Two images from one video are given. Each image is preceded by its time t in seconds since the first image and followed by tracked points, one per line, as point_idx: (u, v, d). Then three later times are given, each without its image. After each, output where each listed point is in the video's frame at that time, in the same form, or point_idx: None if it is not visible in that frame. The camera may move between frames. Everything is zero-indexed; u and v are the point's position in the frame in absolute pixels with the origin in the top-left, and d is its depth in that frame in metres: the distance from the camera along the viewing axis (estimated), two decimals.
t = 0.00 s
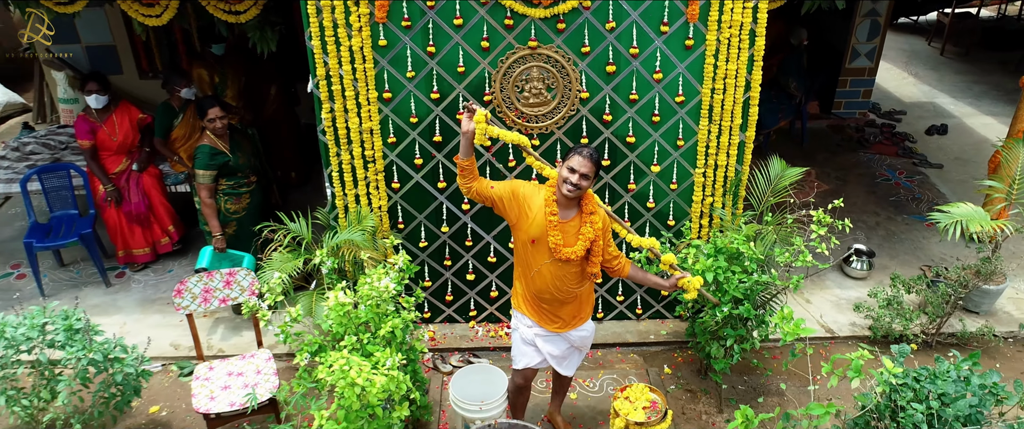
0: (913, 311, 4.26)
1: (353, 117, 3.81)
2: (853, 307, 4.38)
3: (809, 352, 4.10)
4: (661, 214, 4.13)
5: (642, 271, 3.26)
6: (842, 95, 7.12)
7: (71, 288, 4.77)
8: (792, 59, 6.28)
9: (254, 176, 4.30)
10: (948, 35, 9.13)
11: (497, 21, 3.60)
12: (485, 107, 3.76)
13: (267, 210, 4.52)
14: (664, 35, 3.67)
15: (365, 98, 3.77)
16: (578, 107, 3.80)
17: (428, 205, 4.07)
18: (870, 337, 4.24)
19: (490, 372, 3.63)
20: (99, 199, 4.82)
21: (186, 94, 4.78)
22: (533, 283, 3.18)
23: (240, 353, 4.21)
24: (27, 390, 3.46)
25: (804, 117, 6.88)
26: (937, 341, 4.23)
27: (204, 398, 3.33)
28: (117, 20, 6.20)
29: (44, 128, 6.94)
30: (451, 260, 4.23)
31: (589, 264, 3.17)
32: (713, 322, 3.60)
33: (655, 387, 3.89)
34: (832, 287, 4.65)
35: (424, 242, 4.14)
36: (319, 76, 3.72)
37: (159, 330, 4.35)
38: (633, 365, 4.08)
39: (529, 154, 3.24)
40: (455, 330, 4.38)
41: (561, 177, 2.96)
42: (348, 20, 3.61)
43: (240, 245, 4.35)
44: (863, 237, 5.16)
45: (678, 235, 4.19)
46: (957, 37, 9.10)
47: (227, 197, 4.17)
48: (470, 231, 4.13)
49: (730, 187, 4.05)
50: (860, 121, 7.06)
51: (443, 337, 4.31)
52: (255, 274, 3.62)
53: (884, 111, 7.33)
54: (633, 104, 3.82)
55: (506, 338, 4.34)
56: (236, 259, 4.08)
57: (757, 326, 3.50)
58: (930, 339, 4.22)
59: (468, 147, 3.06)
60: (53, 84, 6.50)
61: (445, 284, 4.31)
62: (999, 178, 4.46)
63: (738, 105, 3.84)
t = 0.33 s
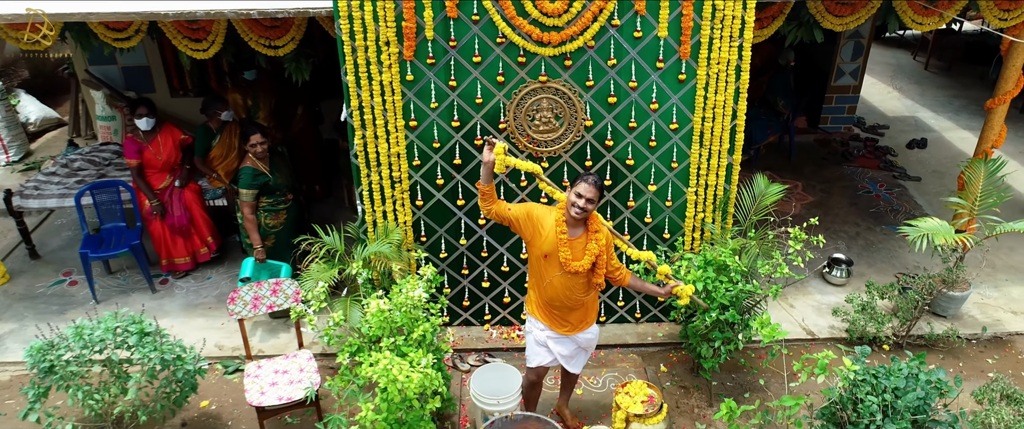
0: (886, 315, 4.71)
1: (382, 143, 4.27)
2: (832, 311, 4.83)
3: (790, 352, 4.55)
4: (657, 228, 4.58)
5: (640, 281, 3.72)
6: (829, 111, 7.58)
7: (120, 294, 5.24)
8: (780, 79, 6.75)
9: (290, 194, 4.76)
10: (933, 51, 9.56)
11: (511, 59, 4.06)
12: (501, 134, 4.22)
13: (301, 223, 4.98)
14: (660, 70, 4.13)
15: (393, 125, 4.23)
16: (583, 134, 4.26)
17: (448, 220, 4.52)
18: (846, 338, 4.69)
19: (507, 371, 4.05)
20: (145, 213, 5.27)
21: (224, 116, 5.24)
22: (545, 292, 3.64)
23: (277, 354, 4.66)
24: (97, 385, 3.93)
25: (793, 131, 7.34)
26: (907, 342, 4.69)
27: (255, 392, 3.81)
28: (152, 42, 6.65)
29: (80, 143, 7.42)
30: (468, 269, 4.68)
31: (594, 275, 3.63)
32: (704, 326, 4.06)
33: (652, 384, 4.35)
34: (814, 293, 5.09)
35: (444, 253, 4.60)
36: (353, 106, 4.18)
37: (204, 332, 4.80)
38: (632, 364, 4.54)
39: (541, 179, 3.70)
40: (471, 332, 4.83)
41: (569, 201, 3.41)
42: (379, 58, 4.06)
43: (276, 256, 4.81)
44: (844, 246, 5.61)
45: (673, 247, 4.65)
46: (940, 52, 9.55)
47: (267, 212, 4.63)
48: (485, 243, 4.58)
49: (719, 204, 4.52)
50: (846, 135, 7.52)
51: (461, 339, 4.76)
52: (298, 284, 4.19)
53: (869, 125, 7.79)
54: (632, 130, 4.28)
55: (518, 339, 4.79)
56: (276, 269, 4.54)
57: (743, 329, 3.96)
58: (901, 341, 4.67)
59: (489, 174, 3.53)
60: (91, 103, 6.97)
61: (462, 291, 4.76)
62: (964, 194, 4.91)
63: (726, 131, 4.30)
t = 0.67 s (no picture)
0: (866, 318, 5.07)
1: (400, 159, 4.64)
2: (817, 314, 5.19)
3: (777, 352, 4.91)
4: (654, 237, 4.95)
5: (638, 287, 4.08)
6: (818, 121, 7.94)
7: (152, 297, 5.60)
8: (772, 92, 7.10)
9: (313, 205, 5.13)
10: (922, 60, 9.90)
11: (520, 83, 4.42)
12: (510, 151, 4.58)
13: (322, 232, 5.34)
14: (656, 93, 4.49)
15: (410, 143, 4.59)
16: (585, 151, 4.62)
17: (461, 230, 4.88)
18: (830, 339, 5.05)
19: (515, 369, 4.38)
20: (176, 222, 5.63)
21: (250, 131, 5.61)
22: (551, 298, 4.01)
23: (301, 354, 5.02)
24: (141, 382, 4.29)
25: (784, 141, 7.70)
26: (886, 343, 5.05)
27: (287, 388, 4.17)
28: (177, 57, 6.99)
29: (106, 153, 7.76)
30: (478, 275, 5.04)
31: (596, 282, 3.99)
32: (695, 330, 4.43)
33: (649, 382, 4.71)
34: (801, 297, 5.45)
35: (456, 261, 4.96)
36: (374, 126, 4.55)
37: (232, 333, 5.17)
38: (631, 363, 4.90)
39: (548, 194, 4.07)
40: (481, 334, 5.20)
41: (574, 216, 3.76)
42: (398, 83, 4.43)
43: (303, 262, 5.19)
44: (830, 252, 5.97)
45: (668, 254, 5.01)
46: (928, 62, 9.90)
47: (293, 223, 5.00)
48: (494, 251, 4.94)
49: (712, 215, 4.89)
50: (835, 145, 7.89)
51: (472, 340, 5.13)
52: (325, 290, 4.58)
53: (858, 134, 8.15)
54: (630, 148, 4.64)
55: (525, 340, 5.16)
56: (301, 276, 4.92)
57: (732, 331, 4.32)
58: (880, 342, 5.02)
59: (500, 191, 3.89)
60: (118, 115, 7.34)
61: (473, 295, 5.13)
62: (940, 205, 5.26)
63: (718, 148, 4.67)
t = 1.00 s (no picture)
0: (848, 318, 5.42)
1: (414, 170, 5.00)
2: (802, 314, 5.55)
3: (764, 349, 5.27)
4: (649, 243, 5.30)
5: (634, 289, 4.43)
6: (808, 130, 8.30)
7: (178, 299, 5.95)
8: (763, 103, 7.46)
9: (331, 213, 5.49)
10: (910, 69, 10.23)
11: (525, 101, 4.78)
12: (515, 164, 4.94)
13: (339, 237, 5.70)
14: (651, 109, 4.85)
15: (423, 156, 4.95)
16: (586, 163, 4.97)
17: (470, 236, 5.24)
18: (814, 337, 5.41)
19: (520, 366, 4.74)
20: (199, 227, 5.98)
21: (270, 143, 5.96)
22: (554, 300, 4.37)
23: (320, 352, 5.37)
24: (175, 378, 4.63)
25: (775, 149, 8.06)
26: (867, 341, 5.40)
27: (311, 382, 4.53)
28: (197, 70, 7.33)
29: (127, 160, 8.10)
30: (486, 278, 5.39)
31: (595, 285, 4.34)
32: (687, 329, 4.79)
33: (645, 377, 5.07)
34: (788, 298, 5.80)
35: (465, 264, 5.32)
36: (390, 140, 4.92)
37: (254, 331, 5.53)
38: (628, 360, 5.25)
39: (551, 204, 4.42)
40: (488, 333, 5.56)
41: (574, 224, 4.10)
42: (412, 100, 4.78)
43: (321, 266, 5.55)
44: (817, 256, 6.32)
45: (663, 258, 5.37)
46: (916, 71, 10.27)
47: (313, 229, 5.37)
48: (501, 255, 5.30)
49: (703, 222, 5.24)
50: (824, 152, 8.25)
51: (479, 338, 5.48)
52: (344, 292, 4.94)
53: (846, 142, 8.51)
54: (627, 160, 4.99)
55: (529, 339, 5.51)
56: (320, 279, 5.28)
57: (721, 330, 4.68)
58: (862, 340, 5.37)
59: (507, 201, 4.26)
60: (140, 125, 7.69)
61: (480, 296, 5.48)
62: (918, 213, 5.62)
63: (709, 160, 5.03)
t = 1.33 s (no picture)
0: (829, 316, 5.81)
1: (425, 179, 5.40)
2: (787, 312, 5.94)
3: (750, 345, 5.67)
4: (643, 246, 5.70)
5: (628, 289, 4.83)
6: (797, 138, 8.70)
7: (202, 299, 6.33)
8: (753, 113, 7.86)
9: (346, 218, 5.89)
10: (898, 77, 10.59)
11: (528, 115, 5.18)
12: (519, 173, 5.33)
13: (353, 242, 6.10)
14: (644, 123, 5.25)
15: (434, 166, 5.34)
16: (584, 173, 5.37)
17: (476, 240, 5.63)
18: (797, 334, 5.80)
19: (523, 361, 5.07)
20: (222, 231, 6.37)
21: (288, 153, 6.36)
22: (554, 299, 4.76)
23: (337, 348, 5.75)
24: (206, 372, 5.02)
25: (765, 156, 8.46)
26: (846, 338, 5.79)
27: (331, 375, 4.91)
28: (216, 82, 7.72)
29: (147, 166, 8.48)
30: (491, 279, 5.79)
31: (592, 286, 4.73)
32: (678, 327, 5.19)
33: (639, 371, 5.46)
34: (774, 298, 6.19)
35: (472, 266, 5.72)
36: (403, 152, 5.31)
37: (275, 328, 5.92)
38: (624, 355, 5.63)
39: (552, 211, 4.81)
40: (493, 330, 5.95)
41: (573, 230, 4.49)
42: (424, 115, 5.18)
43: (339, 267, 5.95)
44: (802, 258, 6.71)
45: (656, 261, 5.76)
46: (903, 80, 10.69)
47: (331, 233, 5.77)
48: (505, 258, 5.69)
49: (693, 228, 5.64)
50: (812, 159, 8.65)
51: (485, 335, 5.88)
52: (361, 292, 5.33)
53: (833, 149, 8.91)
54: (622, 170, 5.39)
55: (532, 335, 5.90)
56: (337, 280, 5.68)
57: (709, 327, 5.07)
58: (841, 337, 5.76)
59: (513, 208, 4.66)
60: (161, 134, 8.08)
61: (486, 296, 5.88)
62: (895, 218, 6.01)
63: (698, 170, 5.43)
